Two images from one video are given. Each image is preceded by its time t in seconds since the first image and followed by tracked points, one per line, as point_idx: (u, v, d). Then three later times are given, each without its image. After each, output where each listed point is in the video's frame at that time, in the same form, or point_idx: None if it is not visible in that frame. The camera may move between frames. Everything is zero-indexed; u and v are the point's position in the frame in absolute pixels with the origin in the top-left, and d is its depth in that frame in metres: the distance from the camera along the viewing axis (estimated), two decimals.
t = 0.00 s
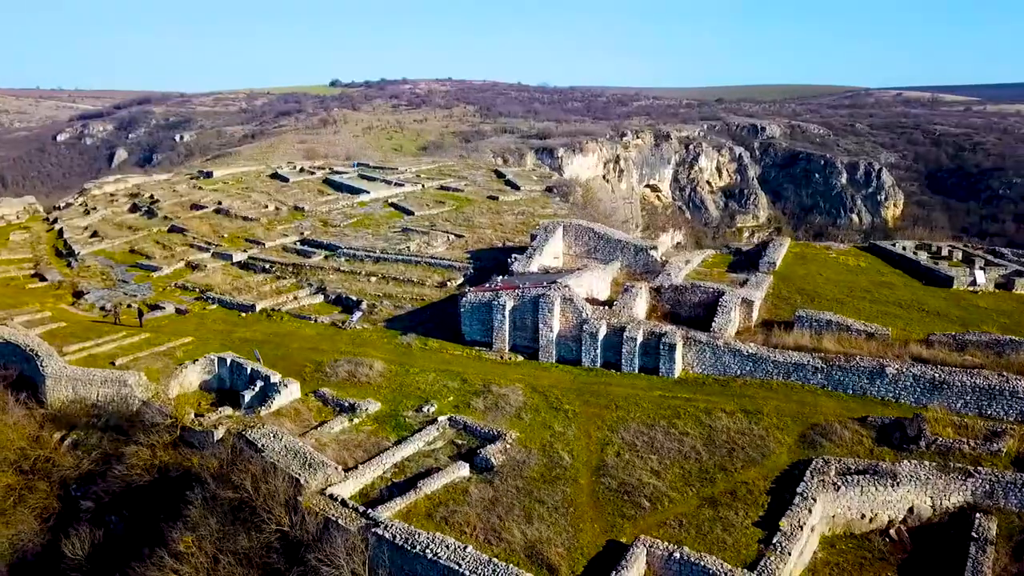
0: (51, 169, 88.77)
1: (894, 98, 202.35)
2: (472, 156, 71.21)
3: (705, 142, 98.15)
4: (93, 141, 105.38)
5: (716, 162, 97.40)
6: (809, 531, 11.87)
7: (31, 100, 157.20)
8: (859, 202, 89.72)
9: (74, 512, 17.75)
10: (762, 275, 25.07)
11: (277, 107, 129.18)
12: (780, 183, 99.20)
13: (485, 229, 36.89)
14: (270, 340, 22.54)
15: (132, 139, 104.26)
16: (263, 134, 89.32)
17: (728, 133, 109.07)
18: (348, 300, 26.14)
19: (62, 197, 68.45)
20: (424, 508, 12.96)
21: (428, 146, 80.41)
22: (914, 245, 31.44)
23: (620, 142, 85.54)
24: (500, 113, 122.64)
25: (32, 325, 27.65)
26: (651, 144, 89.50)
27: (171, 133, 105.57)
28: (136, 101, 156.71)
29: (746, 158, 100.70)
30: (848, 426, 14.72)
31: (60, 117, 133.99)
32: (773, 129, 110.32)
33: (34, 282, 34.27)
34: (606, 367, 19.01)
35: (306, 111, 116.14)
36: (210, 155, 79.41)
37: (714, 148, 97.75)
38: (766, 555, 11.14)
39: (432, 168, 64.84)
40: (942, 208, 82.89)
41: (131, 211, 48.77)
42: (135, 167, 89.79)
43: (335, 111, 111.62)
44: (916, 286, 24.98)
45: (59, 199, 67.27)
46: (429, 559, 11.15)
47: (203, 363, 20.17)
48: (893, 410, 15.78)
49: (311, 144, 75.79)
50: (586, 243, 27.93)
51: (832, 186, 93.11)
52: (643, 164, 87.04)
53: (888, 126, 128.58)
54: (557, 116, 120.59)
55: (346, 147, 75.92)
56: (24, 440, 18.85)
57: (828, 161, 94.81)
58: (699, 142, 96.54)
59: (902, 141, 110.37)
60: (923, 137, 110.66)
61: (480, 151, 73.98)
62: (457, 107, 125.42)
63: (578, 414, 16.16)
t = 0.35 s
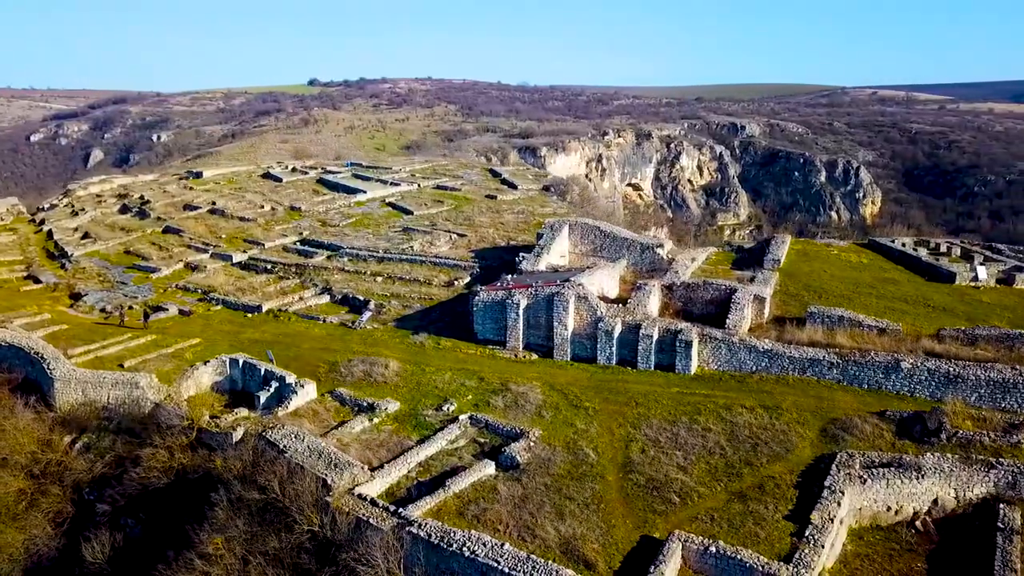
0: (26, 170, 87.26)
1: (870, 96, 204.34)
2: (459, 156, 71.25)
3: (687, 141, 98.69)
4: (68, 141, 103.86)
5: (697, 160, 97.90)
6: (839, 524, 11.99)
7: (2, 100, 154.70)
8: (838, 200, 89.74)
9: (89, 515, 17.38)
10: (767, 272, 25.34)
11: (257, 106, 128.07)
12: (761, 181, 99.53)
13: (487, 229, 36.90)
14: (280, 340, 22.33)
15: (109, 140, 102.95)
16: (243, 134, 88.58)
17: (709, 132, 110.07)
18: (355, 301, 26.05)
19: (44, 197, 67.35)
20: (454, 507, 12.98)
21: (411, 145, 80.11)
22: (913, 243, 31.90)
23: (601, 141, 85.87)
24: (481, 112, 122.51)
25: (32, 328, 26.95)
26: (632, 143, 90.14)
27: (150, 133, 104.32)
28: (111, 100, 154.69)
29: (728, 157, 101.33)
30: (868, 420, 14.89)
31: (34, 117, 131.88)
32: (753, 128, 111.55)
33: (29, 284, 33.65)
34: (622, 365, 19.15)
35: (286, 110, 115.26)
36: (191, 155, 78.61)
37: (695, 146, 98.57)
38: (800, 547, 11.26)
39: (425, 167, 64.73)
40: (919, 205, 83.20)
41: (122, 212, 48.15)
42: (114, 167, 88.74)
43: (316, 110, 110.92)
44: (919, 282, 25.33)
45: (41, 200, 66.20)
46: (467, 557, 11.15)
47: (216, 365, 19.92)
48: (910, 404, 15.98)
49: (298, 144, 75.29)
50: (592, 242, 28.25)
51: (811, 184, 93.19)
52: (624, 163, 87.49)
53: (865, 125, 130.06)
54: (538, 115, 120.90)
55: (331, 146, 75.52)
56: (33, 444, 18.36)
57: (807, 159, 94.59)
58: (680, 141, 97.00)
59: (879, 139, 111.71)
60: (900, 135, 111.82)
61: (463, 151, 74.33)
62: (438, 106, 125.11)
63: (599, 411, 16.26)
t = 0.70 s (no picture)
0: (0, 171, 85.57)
1: (845, 96, 207.10)
2: (444, 155, 71.31)
3: (667, 139, 99.10)
4: (42, 142, 102.09)
5: (676, 159, 97.47)
6: (863, 516, 12.12)
7: None
8: (816, 198, 90.87)
9: (101, 519, 16.90)
10: (771, 269, 25.64)
11: (236, 106, 127.10)
12: (740, 180, 100.15)
13: (486, 228, 36.98)
14: (289, 341, 22.17)
15: (85, 141, 101.32)
16: (223, 134, 87.73)
17: (689, 131, 111.23)
18: (360, 301, 25.98)
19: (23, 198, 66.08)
20: (481, 504, 13.01)
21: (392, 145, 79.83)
22: (909, 240, 32.39)
23: (582, 140, 86.33)
24: (462, 111, 122.47)
25: (30, 331, 26.13)
26: (614, 142, 90.50)
27: (129, 133, 102.99)
28: (86, 100, 152.37)
29: (708, 156, 101.27)
30: (883, 414, 15.08)
31: (4, 117, 129.40)
32: (732, 127, 112.73)
33: (21, 287, 32.95)
34: (634, 362, 19.33)
35: (267, 110, 114.47)
36: (171, 155, 77.66)
37: (676, 145, 98.66)
38: (828, 540, 11.38)
39: (418, 167, 64.68)
40: (895, 202, 84.16)
41: (110, 213, 47.44)
42: (91, 168, 87.40)
43: (297, 110, 110.26)
44: (919, 278, 25.71)
45: (21, 201, 64.98)
46: (500, 554, 11.19)
47: (224, 366, 19.56)
48: (921, 398, 16.21)
49: (284, 144, 74.81)
50: (596, 240, 28.47)
51: (790, 182, 94.31)
52: (606, 163, 87.64)
53: (841, 123, 131.80)
54: (519, 114, 121.14)
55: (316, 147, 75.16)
56: (41, 447, 17.85)
57: (786, 158, 95.91)
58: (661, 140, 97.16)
59: (855, 138, 113.33)
60: (877, 135, 113.41)
61: (445, 151, 74.32)
62: (419, 106, 124.92)
63: (616, 408, 16.41)
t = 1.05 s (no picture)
0: None
1: (821, 94, 209.42)
2: (429, 154, 71.29)
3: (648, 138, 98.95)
4: (14, 143, 100.16)
5: (657, 158, 96.95)
6: (882, 508, 12.24)
7: None
8: (795, 195, 89.27)
9: (111, 523, 16.29)
10: (772, 267, 25.96)
11: (214, 106, 125.90)
12: (720, 178, 99.85)
13: (485, 229, 37.06)
14: (293, 340, 21.97)
15: (60, 142, 99.64)
16: (201, 134, 86.67)
17: (669, 129, 112.25)
18: (362, 301, 25.87)
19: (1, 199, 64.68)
20: (502, 502, 13.02)
21: (374, 145, 79.39)
22: (903, 237, 32.84)
23: (564, 139, 86.63)
24: (444, 111, 122.36)
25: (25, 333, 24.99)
26: (595, 142, 90.72)
27: (107, 133, 101.51)
28: (58, 100, 149.66)
29: (688, 154, 100.87)
30: (894, 407, 15.25)
31: None
32: (711, 126, 113.55)
33: (11, 290, 32.02)
34: (643, 359, 19.52)
35: (245, 109, 113.31)
36: (151, 155, 76.53)
37: (656, 144, 98.13)
38: (850, 532, 11.48)
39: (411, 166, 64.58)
40: (872, 199, 84.63)
41: (97, 214, 46.63)
42: (67, 169, 85.90)
43: (277, 109, 109.29)
44: (917, 274, 26.10)
45: None
46: (527, 551, 11.19)
47: (230, 367, 19.08)
48: (928, 392, 16.42)
49: (269, 144, 74.18)
50: (597, 238, 28.61)
51: (769, 180, 93.46)
52: (587, 161, 87.31)
53: (819, 122, 133.17)
54: (500, 113, 121.17)
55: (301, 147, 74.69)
56: (45, 451, 17.17)
57: (765, 157, 95.81)
58: (642, 138, 96.62)
59: (833, 137, 114.77)
60: (855, 134, 114.81)
61: (427, 151, 74.17)
62: (400, 106, 124.56)
63: (630, 405, 16.56)
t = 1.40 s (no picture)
0: None
1: (789, 92, 212.65)
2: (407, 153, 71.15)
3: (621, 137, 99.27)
4: None
5: (630, 157, 98.01)
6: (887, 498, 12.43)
7: None
8: (767, 193, 89.51)
9: (109, 528, 15.77)
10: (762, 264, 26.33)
11: (183, 105, 123.90)
12: (692, 176, 100.30)
13: (474, 228, 37.04)
14: (289, 340, 21.71)
15: (26, 143, 97.33)
16: (171, 133, 85.18)
17: (642, 128, 112.74)
18: (355, 301, 25.64)
19: None
20: (512, 499, 13.03)
21: (348, 144, 78.63)
22: (886, 233, 33.48)
23: (538, 138, 86.78)
24: (417, 110, 121.83)
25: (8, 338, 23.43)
26: (569, 141, 90.77)
27: (73, 132, 99.33)
28: (19, 100, 146.08)
29: (660, 153, 102.22)
30: (892, 400, 15.51)
31: None
32: (684, 124, 114.55)
33: None
34: (641, 356, 19.68)
35: (215, 109, 111.60)
36: (122, 156, 74.99)
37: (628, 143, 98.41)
38: (859, 522, 11.63)
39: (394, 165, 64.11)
40: (841, 197, 85.79)
41: (73, 215, 45.58)
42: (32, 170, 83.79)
43: (248, 108, 107.78)
44: (904, 270, 26.62)
45: None
46: (542, 547, 11.19)
47: (226, 368, 18.65)
48: (923, 384, 16.74)
49: (245, 143, 73.18)
50: (589, 236, 28.81)
51: (741, 178, 94.44)
52: (562, 160, 87.31)
53: (788, 120, 135.02)
54: (474, 113, 121.03)
55: (278, 146, 73.84)
56: (37, 455, 16.56)
57: (737, 155, 96.72)
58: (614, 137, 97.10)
59: (803, 135, 116.57)
60: (824, 133, 116.64)
61: (400, 150, 73.73)
62: (373, 105, 123.75)
63: (632, 402, 16.71)
